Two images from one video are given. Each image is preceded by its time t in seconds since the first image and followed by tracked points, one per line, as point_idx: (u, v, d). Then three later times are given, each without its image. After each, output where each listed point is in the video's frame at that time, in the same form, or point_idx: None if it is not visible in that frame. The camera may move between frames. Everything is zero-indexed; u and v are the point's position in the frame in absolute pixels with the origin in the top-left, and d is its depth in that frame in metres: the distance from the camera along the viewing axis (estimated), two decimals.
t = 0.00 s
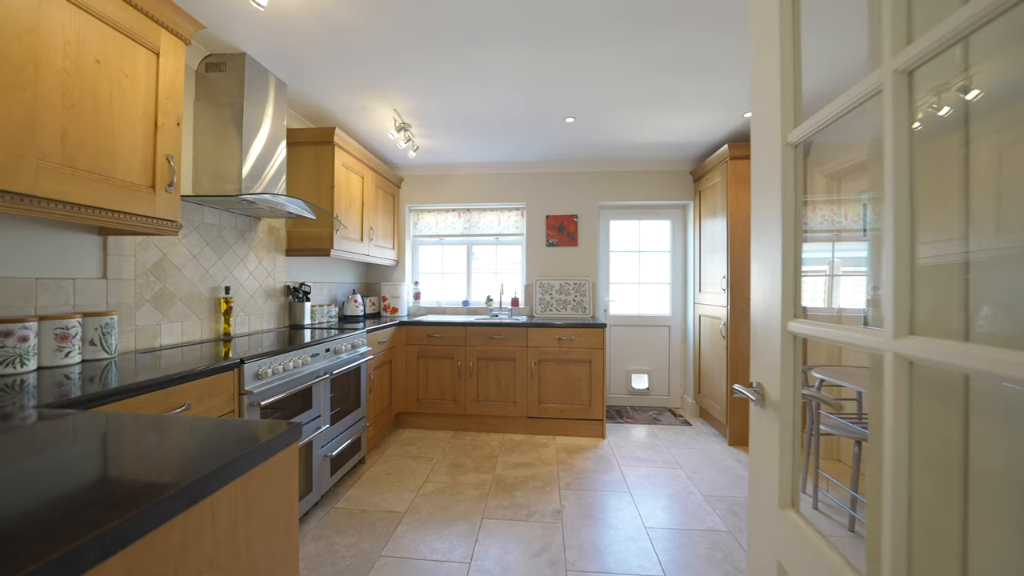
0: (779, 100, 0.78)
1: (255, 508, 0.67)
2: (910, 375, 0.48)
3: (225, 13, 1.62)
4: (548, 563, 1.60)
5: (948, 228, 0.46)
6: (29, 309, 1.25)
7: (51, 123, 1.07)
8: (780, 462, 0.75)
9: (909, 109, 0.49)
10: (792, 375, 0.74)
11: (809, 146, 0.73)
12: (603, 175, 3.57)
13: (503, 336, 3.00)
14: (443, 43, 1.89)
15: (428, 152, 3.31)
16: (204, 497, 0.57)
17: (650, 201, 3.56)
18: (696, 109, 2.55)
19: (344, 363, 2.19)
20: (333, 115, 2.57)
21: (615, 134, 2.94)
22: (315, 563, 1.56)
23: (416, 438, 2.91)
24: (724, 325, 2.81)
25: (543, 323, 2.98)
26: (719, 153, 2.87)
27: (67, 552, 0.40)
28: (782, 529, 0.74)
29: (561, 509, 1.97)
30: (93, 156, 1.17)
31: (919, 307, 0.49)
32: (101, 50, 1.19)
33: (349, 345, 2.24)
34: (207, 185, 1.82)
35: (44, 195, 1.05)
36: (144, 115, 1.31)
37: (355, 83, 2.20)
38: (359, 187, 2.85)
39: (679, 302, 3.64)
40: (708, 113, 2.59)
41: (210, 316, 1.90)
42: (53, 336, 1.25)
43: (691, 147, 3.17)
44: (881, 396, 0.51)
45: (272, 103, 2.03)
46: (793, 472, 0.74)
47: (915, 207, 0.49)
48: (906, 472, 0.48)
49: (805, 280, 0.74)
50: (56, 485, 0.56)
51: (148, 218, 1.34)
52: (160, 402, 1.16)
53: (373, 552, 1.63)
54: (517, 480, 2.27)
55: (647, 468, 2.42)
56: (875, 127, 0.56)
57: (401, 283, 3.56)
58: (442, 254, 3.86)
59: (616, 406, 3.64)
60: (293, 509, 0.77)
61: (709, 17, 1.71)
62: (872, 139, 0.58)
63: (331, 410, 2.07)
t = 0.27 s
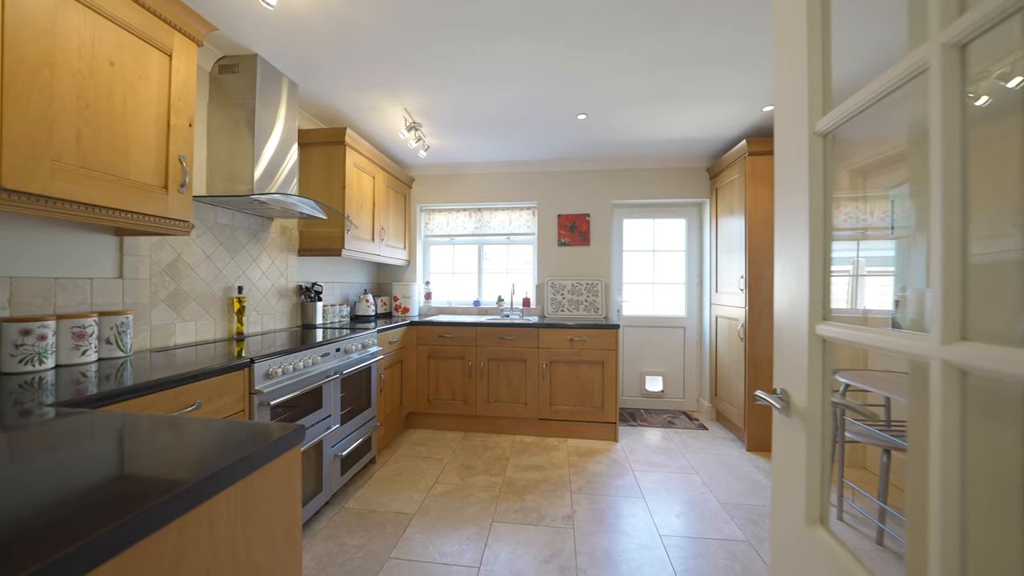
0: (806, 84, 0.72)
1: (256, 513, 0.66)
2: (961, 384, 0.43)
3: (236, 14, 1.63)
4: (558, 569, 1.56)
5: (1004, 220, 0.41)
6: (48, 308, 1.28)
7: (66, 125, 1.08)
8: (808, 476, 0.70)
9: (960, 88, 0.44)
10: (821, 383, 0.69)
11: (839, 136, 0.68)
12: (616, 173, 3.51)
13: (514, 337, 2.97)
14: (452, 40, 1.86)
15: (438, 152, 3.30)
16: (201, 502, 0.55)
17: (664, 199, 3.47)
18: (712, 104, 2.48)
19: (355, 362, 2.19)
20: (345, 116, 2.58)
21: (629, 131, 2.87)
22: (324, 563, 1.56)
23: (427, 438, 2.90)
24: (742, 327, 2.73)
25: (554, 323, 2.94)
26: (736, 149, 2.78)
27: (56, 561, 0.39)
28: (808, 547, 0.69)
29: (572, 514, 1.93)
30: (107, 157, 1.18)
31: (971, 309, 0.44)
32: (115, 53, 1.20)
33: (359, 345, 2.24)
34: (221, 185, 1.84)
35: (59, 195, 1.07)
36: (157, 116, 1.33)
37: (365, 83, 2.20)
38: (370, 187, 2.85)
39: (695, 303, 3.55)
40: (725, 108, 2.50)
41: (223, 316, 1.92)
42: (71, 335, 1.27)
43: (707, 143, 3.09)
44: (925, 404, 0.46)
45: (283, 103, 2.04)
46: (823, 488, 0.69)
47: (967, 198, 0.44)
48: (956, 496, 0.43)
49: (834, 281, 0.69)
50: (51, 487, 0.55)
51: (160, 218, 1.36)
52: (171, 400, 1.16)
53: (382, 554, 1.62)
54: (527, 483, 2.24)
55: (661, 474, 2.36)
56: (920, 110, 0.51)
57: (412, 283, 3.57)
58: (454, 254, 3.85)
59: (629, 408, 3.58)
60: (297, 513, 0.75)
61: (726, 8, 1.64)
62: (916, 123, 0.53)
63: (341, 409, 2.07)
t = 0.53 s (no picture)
0: (834, 68, 0.67)
1: (256, 520, 0.64)
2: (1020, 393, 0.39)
3: (247, 16, 1.64)
4: None
5: None
6: (65, 307, 1.30)
7: (80, 126, 1.09)
8: (836, 489, 0.65)
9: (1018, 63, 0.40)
10: (850, 388, 0.64)
11: (869, 124, 0.63)
12: (628, 171, 3.45)
13: (524, 337, 2.94)
14: (460, 38, 1.84)
15: (448, 151, 3.29)
16: (200, 506, 0.54)
17: (678, 197, 3.40)
18: (728, 99, 2.40)
19: (364, 362, 2.19)
20: (355, 116, 2.59)
21: (641, 127, 2.81)
22: (333, 564, 1.55)
23: (436, 438, 2.90)
24: (759, 327, 2.65)
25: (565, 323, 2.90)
26: (753, 145, 2.70)
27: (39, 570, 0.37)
28: (836, 564, 0.64)
29: (583, 518, 1.89)
30: (119, 158, 1.19)
31: None
32: (127, 55, 1.21)
33: (369, 345, 2.24)
34: (232, 186, 1.85)
35: (73, 196, 1.08)
36: (169, 117, 1.34)
37: (374, 82, 2.20)
38: (380, 187, 2.86)
39: (709, 303, 3.46)
40: (742, 102, 2.43)
41: (235, 315, 1.94)
42: (86, 334, 1.28)
43: (722, 139, 3.00)
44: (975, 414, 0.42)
45: (294, 104, 2.05)
46: (852, 501, 0.64)
47: None
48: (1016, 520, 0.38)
49: (865, 280, 0.64)
50: (49, 491, 0.54)
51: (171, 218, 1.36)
52: (180, 400, 1.17)
53: (390, 556, 1.61)
54: (538, 486, 2.20)
55: (675, 478, 2.30)
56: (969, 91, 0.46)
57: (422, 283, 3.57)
58: (464, 254, 3.84)
59: (642, 410, 3.51)
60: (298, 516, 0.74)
61: None
62: (962, 107, 0.48)
63: (351, 409, 2.07)
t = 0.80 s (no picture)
0: (864, 51, 0.62)
1: (254, 524, 0.63)
2: None
3: (256, 16, 1.65)
4: None
5: None
6: (80, 306, 1.32)
7: (93, 127, 1.11)
8: (867, 504, 0.60)
9: None
10: (882, 396, 0.59)
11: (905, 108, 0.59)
12: (640, 168, 3.38)
13: (534, 337, 2.91)
14: (469, 35, 1.82)
15: (458, 150, 3.28)
16: (195, 510, 0.52)
17: (692, 195, 3.32)
18: (744, 94, 2.33)
19: (373, 362, 2.19)
20: (365, 116, 2.60)
21: (653, 124, 2.76)
22: (341, 564, 1.55)
23: (446, 439, 2.89)
24: (777, 329, 2.56)
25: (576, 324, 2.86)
26: (770, 140, 2.62)
27: None
28: None
29: (593, 523, 1.85)
30: (131, 159, 1.20)
31: None
32: (139, 57, 1.22)
33: (378, 344, 2.23)
34: (244, 187, 1.87)
35: (86, 197, 1.10)
36: (180, 118, 1.35)
37: (383, 81, 2.20)
38: (390, 187, 2.86)
39: (725, 303, 3.37)
40: (758, 96, 2.35)
41: (246, 315, 1.96)
42: (100, 332, 1.30)
43: (738, 135, 2.92)
44: None
45: (304, 104, 2.06)
46: (885, 518, 0.60)
47: None
48: None
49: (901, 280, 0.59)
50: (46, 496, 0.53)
51: (182, 218, 1.37)
52: (190, 399, 1.17)
53: (398, 558, 1.60)
54: (547, 488, 2.17)
55: (689, 483, 2.24)
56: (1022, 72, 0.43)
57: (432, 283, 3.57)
58: (474, 254, 3.83)
59: (654, 413, 3.44)
60: (298, 520, 0.73)
61: None
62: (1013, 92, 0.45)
63: (360, 409, 2.07)
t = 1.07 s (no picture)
0: (902, 25, 0.57)
1: (252, 528, 0.61)
2: None
3: (267, 17, 1.66)
4: None
5: None
6: (98, 305, 1.34)
7: (106, 128, 1.12)
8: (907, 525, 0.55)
9: None
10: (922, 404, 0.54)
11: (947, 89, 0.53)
12: (654, 165, 3.31)
13: (546, 338, 2.87)
14: (478, 32, 1.80)
15: (468, 149, 3.26)
16: (188, 514, 0.51)
17: (708, 192, 3.23)
18: (764, 86, 2.25)
19: (383, 362, 2.18)
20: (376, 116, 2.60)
21: (668, 119, 2.68)
22: (350, 565, 1.54)
23: (457, 439, 2.87)
24: (798, 330, 2.46)
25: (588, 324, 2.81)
26: (790, 134, 2.52)
27: None
28: None
29: (606, 529, 1.80)
30: (144, 160, 1.22)
31: None
32: (152, 58, 1.24)
33: (389, 344, 2.23)
34: (256, 187, 1.89)
35: (100, 197, 1.11)
36: (192, 119, 1.36)
37: (393, 80, 2.19)
38: (401, 187, 2.87)
39: (743, 304, 3.27)
40: (779, 89, 2.26)
41: (259, 314, 1.98)
42: (116, 331, 1.32)
43: (758, 129, 2.82)
44: None
45: (315, 104, 2.07)
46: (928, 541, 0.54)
47: None
48: None
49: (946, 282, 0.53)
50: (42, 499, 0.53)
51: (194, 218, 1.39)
52: (200, 397, 1.18)
53: (407, 559, 1.58)
54: (559, 492, 2.13)
55: (705, 489, 2.16)
56: None
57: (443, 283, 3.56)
58: (485, 254, 3.81)
59: (669, 416, 3.36)
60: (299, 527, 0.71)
61: None
62: None
63: (370, 409, 2.07)
